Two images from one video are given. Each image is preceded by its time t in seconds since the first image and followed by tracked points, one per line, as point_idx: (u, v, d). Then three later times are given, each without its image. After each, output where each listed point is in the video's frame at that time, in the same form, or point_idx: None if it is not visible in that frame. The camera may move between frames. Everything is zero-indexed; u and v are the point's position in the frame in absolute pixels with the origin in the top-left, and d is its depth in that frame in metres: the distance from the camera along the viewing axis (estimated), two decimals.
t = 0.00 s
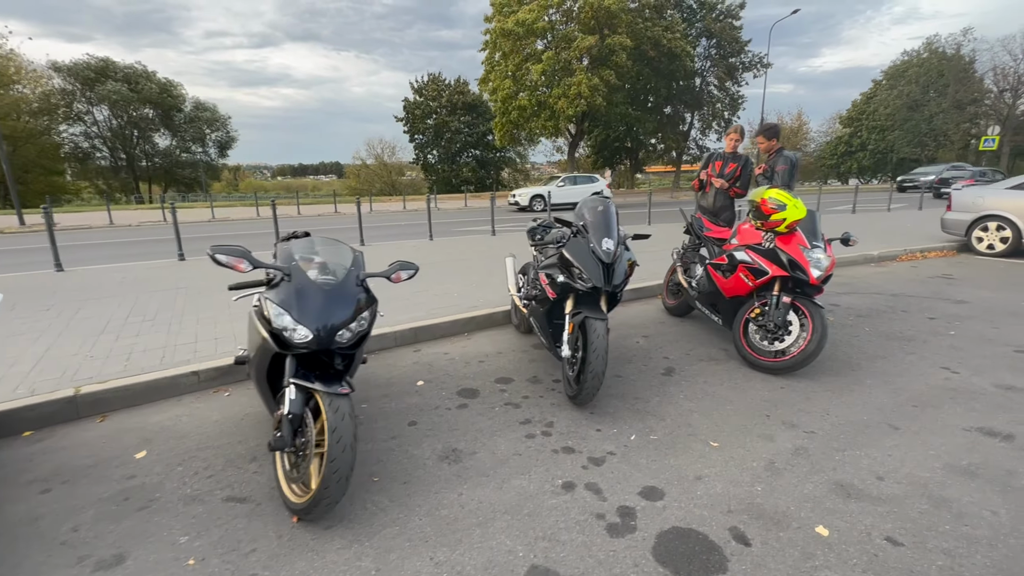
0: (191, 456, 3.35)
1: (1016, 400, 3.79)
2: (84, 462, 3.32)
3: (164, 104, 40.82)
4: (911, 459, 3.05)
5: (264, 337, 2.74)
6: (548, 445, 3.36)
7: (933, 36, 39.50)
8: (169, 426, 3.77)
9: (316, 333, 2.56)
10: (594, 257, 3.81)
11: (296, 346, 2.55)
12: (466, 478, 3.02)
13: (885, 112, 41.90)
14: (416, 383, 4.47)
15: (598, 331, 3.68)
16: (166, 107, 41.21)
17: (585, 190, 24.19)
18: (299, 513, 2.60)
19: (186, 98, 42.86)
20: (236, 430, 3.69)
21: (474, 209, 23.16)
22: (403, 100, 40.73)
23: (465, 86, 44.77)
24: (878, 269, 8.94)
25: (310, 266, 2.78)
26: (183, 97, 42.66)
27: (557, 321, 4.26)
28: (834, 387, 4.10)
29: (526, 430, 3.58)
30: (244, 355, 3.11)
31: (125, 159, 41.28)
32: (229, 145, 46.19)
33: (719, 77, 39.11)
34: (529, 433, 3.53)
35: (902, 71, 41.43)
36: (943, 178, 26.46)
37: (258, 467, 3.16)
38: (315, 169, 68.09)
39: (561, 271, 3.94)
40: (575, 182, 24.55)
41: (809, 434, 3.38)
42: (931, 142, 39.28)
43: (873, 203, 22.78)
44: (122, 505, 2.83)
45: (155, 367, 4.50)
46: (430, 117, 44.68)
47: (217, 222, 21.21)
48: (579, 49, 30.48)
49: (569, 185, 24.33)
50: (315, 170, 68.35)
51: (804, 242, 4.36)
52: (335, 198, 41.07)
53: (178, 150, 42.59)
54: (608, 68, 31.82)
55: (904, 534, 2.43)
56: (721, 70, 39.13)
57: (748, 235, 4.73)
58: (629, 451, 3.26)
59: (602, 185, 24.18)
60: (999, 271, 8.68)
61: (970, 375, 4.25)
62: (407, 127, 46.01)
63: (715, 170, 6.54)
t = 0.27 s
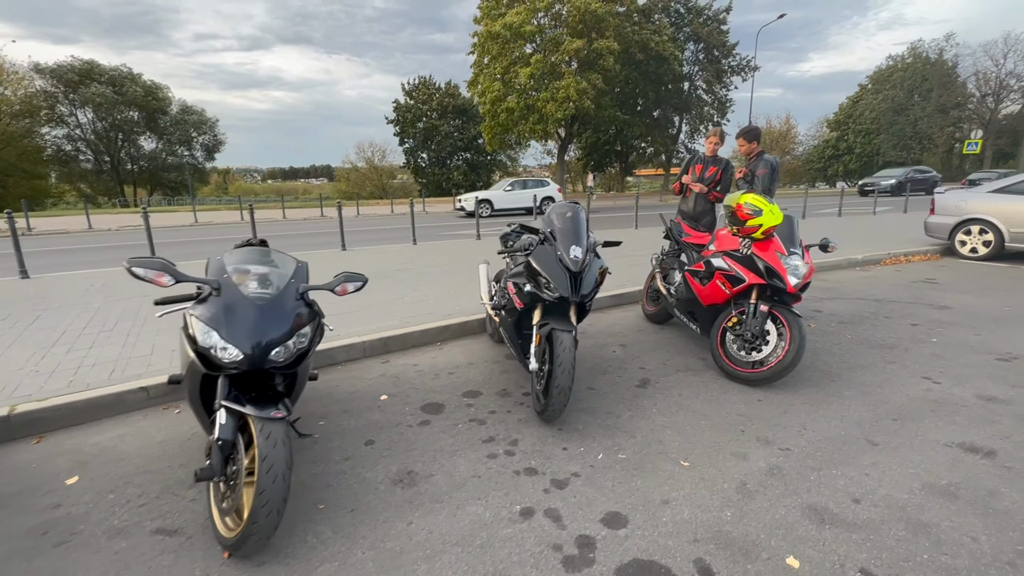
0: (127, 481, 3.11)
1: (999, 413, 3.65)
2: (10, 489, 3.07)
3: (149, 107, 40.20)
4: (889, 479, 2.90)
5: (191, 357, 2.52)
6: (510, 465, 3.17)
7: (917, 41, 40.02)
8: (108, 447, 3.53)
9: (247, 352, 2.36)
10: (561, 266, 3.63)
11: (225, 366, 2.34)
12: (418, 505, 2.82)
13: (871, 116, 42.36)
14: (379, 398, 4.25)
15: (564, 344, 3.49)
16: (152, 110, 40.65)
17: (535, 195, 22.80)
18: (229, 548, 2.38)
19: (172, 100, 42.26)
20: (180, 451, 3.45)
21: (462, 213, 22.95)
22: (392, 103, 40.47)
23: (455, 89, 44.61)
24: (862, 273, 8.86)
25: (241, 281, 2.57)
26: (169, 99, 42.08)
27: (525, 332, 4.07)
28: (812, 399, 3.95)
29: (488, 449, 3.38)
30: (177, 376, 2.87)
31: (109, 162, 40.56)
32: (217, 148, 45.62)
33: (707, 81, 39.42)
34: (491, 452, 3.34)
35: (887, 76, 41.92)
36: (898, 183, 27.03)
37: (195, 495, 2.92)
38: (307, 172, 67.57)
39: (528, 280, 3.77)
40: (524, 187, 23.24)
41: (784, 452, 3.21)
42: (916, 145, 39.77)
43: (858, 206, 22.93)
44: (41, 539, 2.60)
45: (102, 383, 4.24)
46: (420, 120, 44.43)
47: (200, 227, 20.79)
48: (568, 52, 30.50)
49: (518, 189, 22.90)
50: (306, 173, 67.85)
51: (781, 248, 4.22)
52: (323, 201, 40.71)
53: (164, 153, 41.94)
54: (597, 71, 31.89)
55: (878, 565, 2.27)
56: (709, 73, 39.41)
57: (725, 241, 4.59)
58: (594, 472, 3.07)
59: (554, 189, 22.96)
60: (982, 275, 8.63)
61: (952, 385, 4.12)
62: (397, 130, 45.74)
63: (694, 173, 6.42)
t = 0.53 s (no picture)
0: (51, 519, 2.87)
1: (984, 434, 3.50)
2: None
3: (137, 111, 39.65)
4: (869, 511, 2.72)
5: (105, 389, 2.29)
6: (467, 497, 2.97)
7: (904, 47, 40.42)
8: (39, 479, 3.28)
9: (163, 387, 2.14)
10: (526, 281, 3.44)
11: (138, 402, 2.12)
12: (363, 545, 2.60)
13: (859, 121, 42.70)
14: (339, 420, 4.03)
15: (527, 365, 3.28)
16: (140, 114, 40.14)
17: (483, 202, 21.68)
18: None
19: (160, 104, 41.76)
20: (116, 483, 3.21)
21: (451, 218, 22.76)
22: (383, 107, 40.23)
23: (448, 93, 44.43)
24: (848, 281, 8.75)
25: (160, 307, 2.35)
26: (158, 103, 41.58)
27: (491, 350, 3.86)
28: (792, 419, 3.77)
29: (446, 478, 3.17)
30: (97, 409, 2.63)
31: (96, 166, 39.94)
32: (206, 152, 45.12)
33: (698, 86, 39.57)
34: (449, 482, 3.13)
35: (875, 81, 42.28)
36: (860, 189, 27.17)
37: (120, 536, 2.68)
38: (299, 176, 67.14)
39: (493, 297, 3.58)
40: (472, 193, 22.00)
41: (759, 480, 3.03)
42: (904, 149, 40.09)
43: (846, 210, 23.04)
44: None
45: (43, 405, 3.98)
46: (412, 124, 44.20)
47: (185, 232, 20.41)
48: (559, 57, 30.46)
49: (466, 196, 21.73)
50: (298, 177, 67.40)
51: (760, 261, 4.05)
52: (314, 205, 40.31)
53: (152, 157, 41.38)
54: (587, 75, 31.89)
55: None
56: (699, 78, 39.58)
57: (703, 253, 4.43)
58: (557, 505, 2.87)
59: (505, 195, 21.90)
60: (968, 282, 8.55)
61: (936, 403, 3.96)
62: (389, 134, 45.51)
63: (676, 181, 6.26)
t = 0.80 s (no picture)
0: None
1: (959, 452, 3.38)
2: None
3: (119, 114, 38.92)
4: (837, 541, 2.57)
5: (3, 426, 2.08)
6: (415, 528, 2.78)
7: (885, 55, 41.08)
8: None
9: (57, 420, 1.93)
10: (483, 296, 3.28)
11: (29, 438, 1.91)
12: None
13: (843, 127, 43.28)
14: (291, 441, 3.81)
15: (482, 384, 3.11)
16: (124, 117, 39.45)
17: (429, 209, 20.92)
18: None
19: (144, 107, 41.06)
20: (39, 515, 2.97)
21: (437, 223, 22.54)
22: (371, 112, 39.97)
23: (436, 98, 44.25)
24: (828, 289, 8.70)
25: (62, 331, 2.15)
26: (141, 107, 40.89)
27: (451, 368, 3.69)
28: (763, 438, 3.63)
29: (396, 507, 2.97)
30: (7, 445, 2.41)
31: (76, 170, 39.09)
32: (191, 156, 44.45)
33: (684, 92, 39.88)
34: (398, 511, 2.94)
35: (858, 88, 42.92)
36: (819, 195, 27.22)
37: None
38: (288, 180, 66.53)
39: (450, 312, 3.41)
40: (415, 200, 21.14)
41: (726, 507, 2.87)
42: (887, 156, 40.70)
43: (829, 216, 23.25)
44: None
45: None
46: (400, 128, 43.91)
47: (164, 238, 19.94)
48: (546, 62, 30.48)
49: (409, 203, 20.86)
50: (287, 182, 66.78)
51: (730, 273, 3.93)
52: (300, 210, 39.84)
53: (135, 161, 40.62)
54: (575, 81, 31.95)
55: None
56: (686, 85, 39.90)
57: (673, 264, 4.30)
58: (510, 536, 2.69)
59: (450, 201, 21.09)
60: (946, 290, 8.54)
61: (911, 419, 3.85)
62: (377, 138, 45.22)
63: (652, 189, 6.14)
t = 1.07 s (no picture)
0: None
1: (939, 471, 3.23)
2: None
3: (109, 120, 38.53)
4: (807, 572, 2.41)
5: None
6: (358, 561, 2.59)
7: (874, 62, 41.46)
8: None
9: None
10: (438, 309, 3.11)
11: None
12: None
13: (832, 134, 43.63)
14: (241, 462, 3.60)
15: (435, 404, 2.93)
16: (114, 123, 39.08)
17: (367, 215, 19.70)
18: None
19: (134, 112, 40.68)
20: None
21: (402, 230, 21.84)
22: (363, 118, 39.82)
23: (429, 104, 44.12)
24: (813, 296, 8.59)
25: None
26: (132, 112, 40.53)
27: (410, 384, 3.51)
28: (736, 456, 3.46)
29: (342, 536, 2.78)
30: None
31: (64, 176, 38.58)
32: (182, 162, 44.06)
33: (675, 99, 40.07)
34: (342, 541, 2.74)
35: (847, 95, 43.31)
36: (784, 201, 27.11)
37: None
38: (282, 186, 66.22)
39: (406, 326, 3.24)
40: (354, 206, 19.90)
41: (691, 534, 2.71)
42: (876, 161, 41.06)
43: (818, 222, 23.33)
44: None
45: None
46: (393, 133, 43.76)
47: (149, 244, 19.61)
48: (538, 69, 30.49)
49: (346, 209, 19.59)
50: (281, 187, 66.47)
51: (702, 284, 3.79)
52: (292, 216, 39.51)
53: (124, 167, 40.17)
54: (566, 87, 31.99)
55: None
56: (677, 91, 40.11)
57: (645, 274, 4.15)
58: (459, 569, 2.51)
59: (395, 208, 20.12)
60: (932, 296, 8.45)
61: (890, 435, 3.70)
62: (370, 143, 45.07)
63: (631, 194, 6.03)
